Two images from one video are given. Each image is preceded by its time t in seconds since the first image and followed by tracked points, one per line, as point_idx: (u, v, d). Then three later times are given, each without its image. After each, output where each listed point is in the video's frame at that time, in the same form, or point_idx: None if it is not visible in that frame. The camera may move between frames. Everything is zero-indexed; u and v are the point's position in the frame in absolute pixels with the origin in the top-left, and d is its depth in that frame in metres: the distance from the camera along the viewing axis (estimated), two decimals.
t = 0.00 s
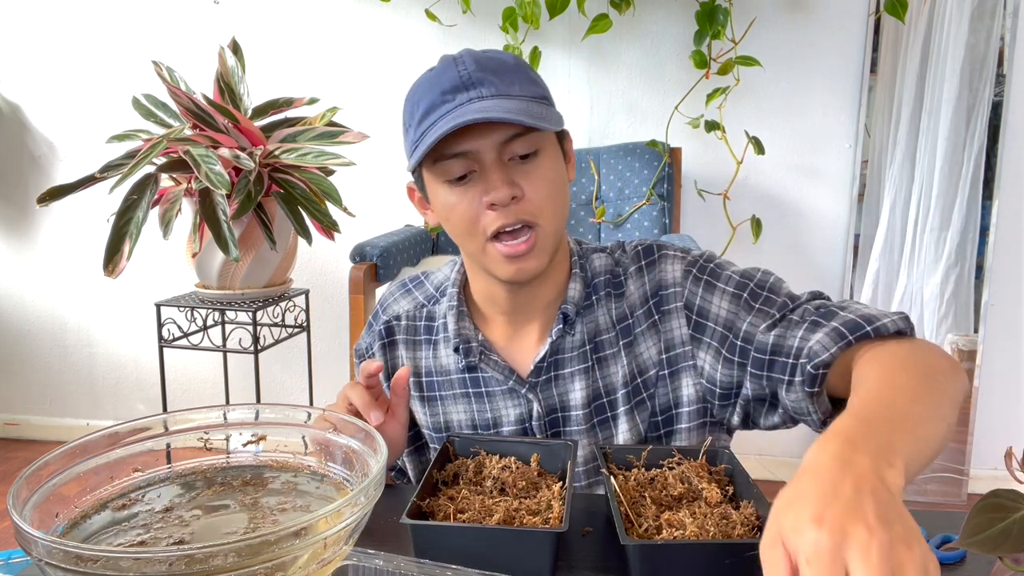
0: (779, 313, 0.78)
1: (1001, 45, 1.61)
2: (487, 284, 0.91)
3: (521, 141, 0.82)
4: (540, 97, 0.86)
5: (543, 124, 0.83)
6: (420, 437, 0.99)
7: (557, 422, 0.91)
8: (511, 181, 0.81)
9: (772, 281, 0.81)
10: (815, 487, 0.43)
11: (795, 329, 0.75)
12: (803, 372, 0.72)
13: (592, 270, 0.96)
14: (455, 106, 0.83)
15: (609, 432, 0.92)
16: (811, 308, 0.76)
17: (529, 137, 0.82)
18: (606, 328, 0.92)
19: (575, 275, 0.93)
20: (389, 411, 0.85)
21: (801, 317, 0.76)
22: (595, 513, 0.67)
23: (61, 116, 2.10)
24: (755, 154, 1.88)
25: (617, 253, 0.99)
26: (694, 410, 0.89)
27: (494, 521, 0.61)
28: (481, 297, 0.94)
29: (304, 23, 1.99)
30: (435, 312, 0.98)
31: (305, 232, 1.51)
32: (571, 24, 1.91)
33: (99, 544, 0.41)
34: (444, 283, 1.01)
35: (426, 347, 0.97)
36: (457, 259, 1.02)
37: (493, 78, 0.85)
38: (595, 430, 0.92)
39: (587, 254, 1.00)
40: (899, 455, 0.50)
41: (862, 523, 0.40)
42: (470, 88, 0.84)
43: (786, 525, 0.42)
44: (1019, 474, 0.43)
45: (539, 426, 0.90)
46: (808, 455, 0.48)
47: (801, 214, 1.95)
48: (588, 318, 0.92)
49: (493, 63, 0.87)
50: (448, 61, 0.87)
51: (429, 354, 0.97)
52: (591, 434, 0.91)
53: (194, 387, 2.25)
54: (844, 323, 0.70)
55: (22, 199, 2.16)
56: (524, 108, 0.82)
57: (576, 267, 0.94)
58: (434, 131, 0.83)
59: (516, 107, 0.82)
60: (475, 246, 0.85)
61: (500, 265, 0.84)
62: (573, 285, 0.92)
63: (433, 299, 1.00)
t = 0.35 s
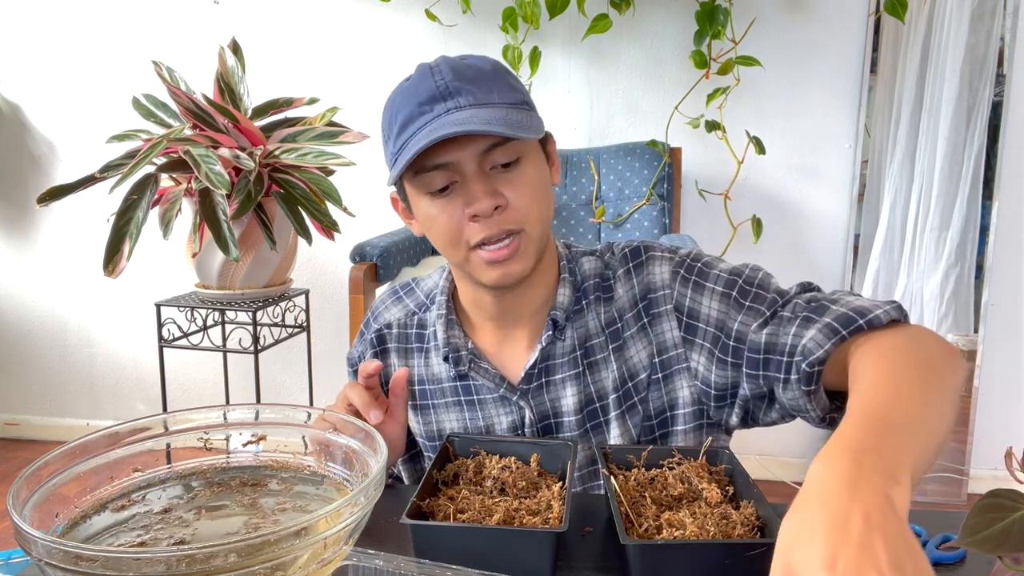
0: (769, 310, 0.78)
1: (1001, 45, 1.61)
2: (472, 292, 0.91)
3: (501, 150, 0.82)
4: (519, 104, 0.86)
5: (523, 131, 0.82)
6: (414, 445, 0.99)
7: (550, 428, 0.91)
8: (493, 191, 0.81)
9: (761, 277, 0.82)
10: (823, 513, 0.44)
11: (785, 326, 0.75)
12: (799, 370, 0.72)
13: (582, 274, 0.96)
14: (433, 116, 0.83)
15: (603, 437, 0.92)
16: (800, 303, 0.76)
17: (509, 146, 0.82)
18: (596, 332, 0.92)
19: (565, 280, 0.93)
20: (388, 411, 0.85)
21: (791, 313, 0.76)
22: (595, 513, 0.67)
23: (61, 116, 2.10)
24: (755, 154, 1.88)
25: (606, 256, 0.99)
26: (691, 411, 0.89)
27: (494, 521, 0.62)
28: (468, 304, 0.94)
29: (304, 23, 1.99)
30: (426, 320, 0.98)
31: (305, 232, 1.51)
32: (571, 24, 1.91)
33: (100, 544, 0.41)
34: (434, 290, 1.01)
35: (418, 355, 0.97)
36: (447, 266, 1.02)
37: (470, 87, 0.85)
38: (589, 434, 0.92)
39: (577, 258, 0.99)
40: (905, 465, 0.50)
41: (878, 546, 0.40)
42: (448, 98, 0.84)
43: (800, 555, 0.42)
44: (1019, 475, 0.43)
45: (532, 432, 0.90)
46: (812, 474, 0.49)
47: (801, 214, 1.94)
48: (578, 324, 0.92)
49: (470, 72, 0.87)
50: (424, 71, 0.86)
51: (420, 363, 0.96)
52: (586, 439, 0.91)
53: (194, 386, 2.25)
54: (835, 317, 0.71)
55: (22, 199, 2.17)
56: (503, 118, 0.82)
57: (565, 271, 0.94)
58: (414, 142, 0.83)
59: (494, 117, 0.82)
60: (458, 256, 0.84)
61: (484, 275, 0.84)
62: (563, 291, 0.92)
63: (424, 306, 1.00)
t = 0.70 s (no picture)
0: (763, 307, 0.78)
1: (1001, 45, 1.61)
2: (473, 291, 0.91)
3: (499, 152, 0.82)
4: (514, 106, 0.86)
5: (521, 134, 0.83)
6: (417, 446, 0.99)
7: (552, 425, 0.92)
8: (494, 194, 0.81)
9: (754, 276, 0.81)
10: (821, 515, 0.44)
11: (778, 322, 0.75)
12: (792, 365, 0.72)
13: (580, 272, 0.96)
14: (430, 122, 0.83)
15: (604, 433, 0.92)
16: (794, 299, 0.76)
17: (508, 149, 0.82)
18: (595, 329, 0.92)
19: (564, 278, 0.93)
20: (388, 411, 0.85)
21: (785, 309, 0.75)
22: (595, 513, 0.67)
23: (61, 116, 2.10)
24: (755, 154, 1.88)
25: (604, 253, 0.99)
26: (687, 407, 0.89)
27: (494, 521, 0.62)
28: (469, 304, 0.93)
29: (304, 23, 1.99)
30: (427, 321, 0.98)
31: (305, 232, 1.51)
32: (571, 25, 1.91)
33: (101, 544, 0.41)
34: (434, 291, 1.01)
35: (419, 356, 0.97)
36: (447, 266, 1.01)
37: (465, 91, 0.85)
38: (590, 431, 0.92)
39: (575, 256, 0.99)
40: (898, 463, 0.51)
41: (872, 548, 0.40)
42: (445, 104, 0.84)
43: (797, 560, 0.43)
44: (1020, 475, 0.43)
45: (534, 430, 0.90)
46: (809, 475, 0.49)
47: (801, 214, 1.94)
48: (578, 321, 0.92)
49: (464, 76, 0.86)
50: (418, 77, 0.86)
51: (422, 364, 0.96)
52: (586, 436, 0.91)
53: (194, 386, 2.25)
54: (828, 314, 0.70)
55: (22, 199, 2.16)
56: (500, 121, 0.82)
57: (563, 270, 0.94)
58: (412, 149, 0.83)
59: (492, 120, 0.82)
60: (460, 260, 0.84)
61: (488, 277, 0.84)
62: (562, 288, 0.92)
63: (424, 307, 1.00)
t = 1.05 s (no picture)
0: (771, 295, 0.80)
1: (1002, 45, 1.56)
2: (468, 287, 0.91)
3: (497, 150, 0.82)
4: (513, 104, 0.86)
5: (520, 131, 0.83)
6: (416, 445, 0.99)
7: (550, 423, 0.92)
8: (492, 190, 0.81)
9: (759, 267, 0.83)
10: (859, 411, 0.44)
11: (789, 307, 0.77)
12: (806, 347, 0.73)
13: (577, 270, 0.95)
14: (429, 118, 0.83)
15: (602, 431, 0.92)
16: (802, 285, 0.78)
17: (506, 146, 0.83)
18: (593, 327, 0.92)
19: (562, 276, 0.92)
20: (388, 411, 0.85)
21: (795, 295, 0.77)
22: (594, 513, 0.67)
23: (61, 116, 2.10)
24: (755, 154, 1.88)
25: (601, 252, 0.99)
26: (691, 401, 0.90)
27: (494, 521, 0.62)
28: (466, 301, 0.93)
29: (304, 23, 1.99)
30: (425, 320, 0.98)
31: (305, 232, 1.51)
32: (571, 25, 1.91)
33: (101, 544, 0.42)
34: (432, 290, 1.01)
35: (417, 355, 0.97)
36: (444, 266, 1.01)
37: (465, 88, 0.85)
38: (588, 428, 0.92)
39: (572, 255, 0.99)
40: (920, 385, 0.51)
41: (922, 456, 0.40)
42: (445, 100, 0.84)
43: (833, 448, 0.42)
44: (1020, 475, 0.43)
45: (532, 428, 0.90)
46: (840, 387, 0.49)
47: (801, 214, 1.94)
48: (575, 319, 0.92)
49: (464, 73, 0.86)
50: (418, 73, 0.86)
51: (420, 363, 0.96)
52: (584, 433, 0.92)
53: (194, 387, 2.25)
54: (840, 295, 0.72)
55: (22, 199, 2.17)
56: (499, 118, 0.82)
57: (561, 268, 0.94)
58: (410, 144, 0.83)
59: (492, 117, 0.82)
60: (456, 255, 0.84)
61: (484, 272, 0.83)
62: (560, 287, 0.92)
63: (422, 307, 1.00)
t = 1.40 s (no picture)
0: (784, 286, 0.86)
1: (1001, 45, 1.69)
2: (470, 287, 0.90)
3: (502, 152, 0.82)
4: (514, 106, 0.86)
5: (525, 133, 0.83)
6: (417, 446, 0.98)
7: (553, 420, 0.92)
8: (499, 192, 0.81)
9: (764, 264, 0.89)
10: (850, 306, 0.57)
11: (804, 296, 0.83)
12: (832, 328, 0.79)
13: (577, 267, 0.95)
14: (434, 124, 0.82)
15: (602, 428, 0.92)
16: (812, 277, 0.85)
17: (511, 147, 0.83)
18: (595, 323, 0.92)
19: (562, 273, 0.93)
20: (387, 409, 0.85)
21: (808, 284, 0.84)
22: (595, 513, 0.67)
23: (62, 116, 2.10)
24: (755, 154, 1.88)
25: (599, 249, 0.99)
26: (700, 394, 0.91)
27: (494, 521, 0.62)
28: (466, 301, 0.93)
29: (304, 23, 1.99)
30: (425, 321, 0.97)
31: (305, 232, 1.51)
32: (571, 25, 1.91)
33: (102, 544, 0.42)
34: (431, 291, 1.00)
35: (418, 356, 0.97)
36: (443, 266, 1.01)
37: (467, 92, 0.85)
38: (591, 423, 0.92)
39: (571, 252, 0.99)
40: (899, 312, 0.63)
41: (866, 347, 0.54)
42: (449, 104, 0.83)
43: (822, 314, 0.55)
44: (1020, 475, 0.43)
45: (536, 424, 0.90)
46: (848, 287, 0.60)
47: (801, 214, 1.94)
48: (577, 316, 0.92)
49: (466, 76, 0.86)
50: (420, 77, 0.85)
51: (421, 363, 0.96)
52: (589, 428, 0.92)
53: (194, 386, 2.25)
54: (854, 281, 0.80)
55: (22, 199, 2.17)
56: (505, 121, 0.82)
57: (562, 265, 0.94)
58: (417, 150, 0.83)
59: (497, 120, 0.82)
60: (465, 259, 0.84)
61: (493, 275, 0.83)
62: (560, 284, 0.92)
63: (422, 308, 0.99)
